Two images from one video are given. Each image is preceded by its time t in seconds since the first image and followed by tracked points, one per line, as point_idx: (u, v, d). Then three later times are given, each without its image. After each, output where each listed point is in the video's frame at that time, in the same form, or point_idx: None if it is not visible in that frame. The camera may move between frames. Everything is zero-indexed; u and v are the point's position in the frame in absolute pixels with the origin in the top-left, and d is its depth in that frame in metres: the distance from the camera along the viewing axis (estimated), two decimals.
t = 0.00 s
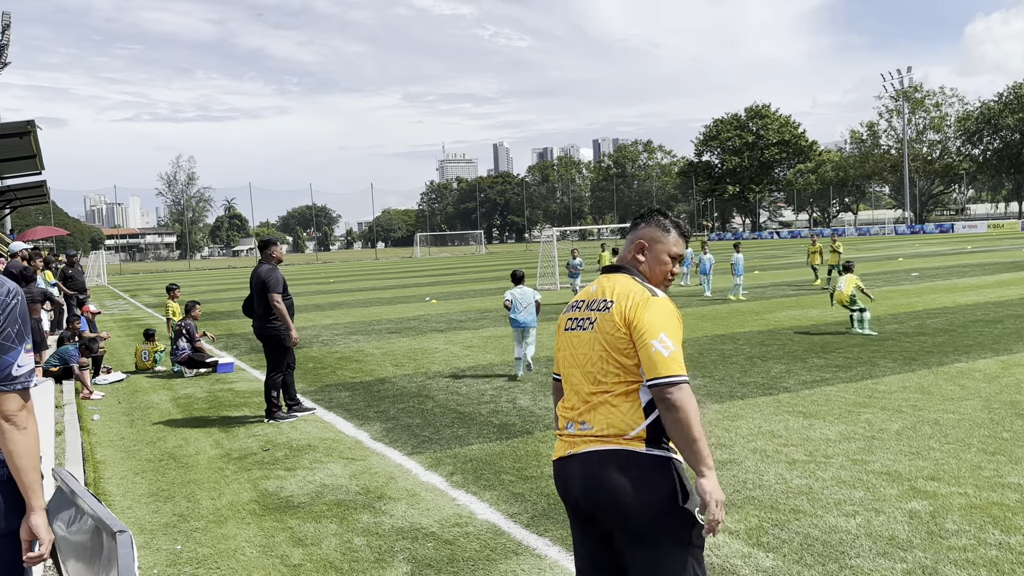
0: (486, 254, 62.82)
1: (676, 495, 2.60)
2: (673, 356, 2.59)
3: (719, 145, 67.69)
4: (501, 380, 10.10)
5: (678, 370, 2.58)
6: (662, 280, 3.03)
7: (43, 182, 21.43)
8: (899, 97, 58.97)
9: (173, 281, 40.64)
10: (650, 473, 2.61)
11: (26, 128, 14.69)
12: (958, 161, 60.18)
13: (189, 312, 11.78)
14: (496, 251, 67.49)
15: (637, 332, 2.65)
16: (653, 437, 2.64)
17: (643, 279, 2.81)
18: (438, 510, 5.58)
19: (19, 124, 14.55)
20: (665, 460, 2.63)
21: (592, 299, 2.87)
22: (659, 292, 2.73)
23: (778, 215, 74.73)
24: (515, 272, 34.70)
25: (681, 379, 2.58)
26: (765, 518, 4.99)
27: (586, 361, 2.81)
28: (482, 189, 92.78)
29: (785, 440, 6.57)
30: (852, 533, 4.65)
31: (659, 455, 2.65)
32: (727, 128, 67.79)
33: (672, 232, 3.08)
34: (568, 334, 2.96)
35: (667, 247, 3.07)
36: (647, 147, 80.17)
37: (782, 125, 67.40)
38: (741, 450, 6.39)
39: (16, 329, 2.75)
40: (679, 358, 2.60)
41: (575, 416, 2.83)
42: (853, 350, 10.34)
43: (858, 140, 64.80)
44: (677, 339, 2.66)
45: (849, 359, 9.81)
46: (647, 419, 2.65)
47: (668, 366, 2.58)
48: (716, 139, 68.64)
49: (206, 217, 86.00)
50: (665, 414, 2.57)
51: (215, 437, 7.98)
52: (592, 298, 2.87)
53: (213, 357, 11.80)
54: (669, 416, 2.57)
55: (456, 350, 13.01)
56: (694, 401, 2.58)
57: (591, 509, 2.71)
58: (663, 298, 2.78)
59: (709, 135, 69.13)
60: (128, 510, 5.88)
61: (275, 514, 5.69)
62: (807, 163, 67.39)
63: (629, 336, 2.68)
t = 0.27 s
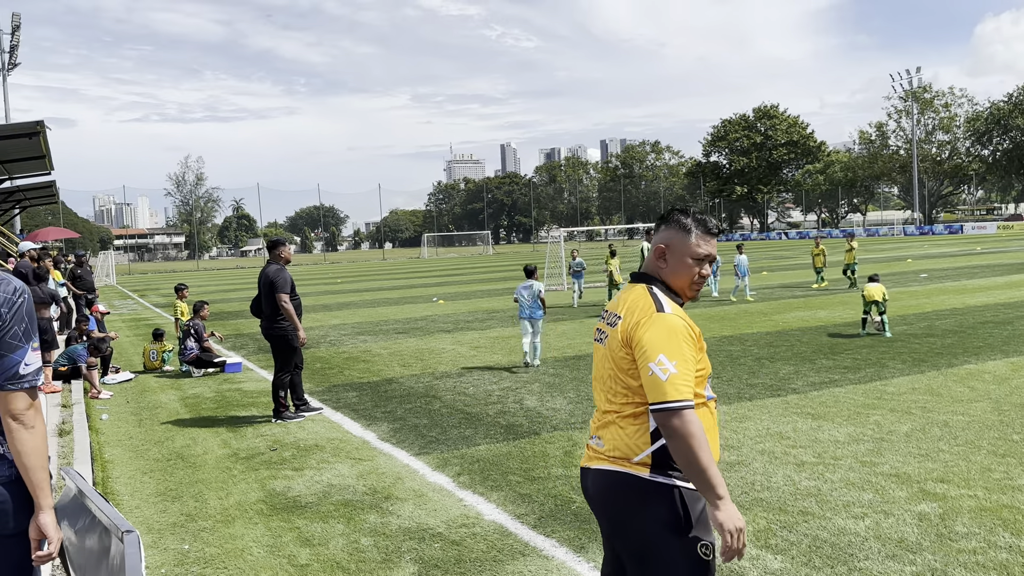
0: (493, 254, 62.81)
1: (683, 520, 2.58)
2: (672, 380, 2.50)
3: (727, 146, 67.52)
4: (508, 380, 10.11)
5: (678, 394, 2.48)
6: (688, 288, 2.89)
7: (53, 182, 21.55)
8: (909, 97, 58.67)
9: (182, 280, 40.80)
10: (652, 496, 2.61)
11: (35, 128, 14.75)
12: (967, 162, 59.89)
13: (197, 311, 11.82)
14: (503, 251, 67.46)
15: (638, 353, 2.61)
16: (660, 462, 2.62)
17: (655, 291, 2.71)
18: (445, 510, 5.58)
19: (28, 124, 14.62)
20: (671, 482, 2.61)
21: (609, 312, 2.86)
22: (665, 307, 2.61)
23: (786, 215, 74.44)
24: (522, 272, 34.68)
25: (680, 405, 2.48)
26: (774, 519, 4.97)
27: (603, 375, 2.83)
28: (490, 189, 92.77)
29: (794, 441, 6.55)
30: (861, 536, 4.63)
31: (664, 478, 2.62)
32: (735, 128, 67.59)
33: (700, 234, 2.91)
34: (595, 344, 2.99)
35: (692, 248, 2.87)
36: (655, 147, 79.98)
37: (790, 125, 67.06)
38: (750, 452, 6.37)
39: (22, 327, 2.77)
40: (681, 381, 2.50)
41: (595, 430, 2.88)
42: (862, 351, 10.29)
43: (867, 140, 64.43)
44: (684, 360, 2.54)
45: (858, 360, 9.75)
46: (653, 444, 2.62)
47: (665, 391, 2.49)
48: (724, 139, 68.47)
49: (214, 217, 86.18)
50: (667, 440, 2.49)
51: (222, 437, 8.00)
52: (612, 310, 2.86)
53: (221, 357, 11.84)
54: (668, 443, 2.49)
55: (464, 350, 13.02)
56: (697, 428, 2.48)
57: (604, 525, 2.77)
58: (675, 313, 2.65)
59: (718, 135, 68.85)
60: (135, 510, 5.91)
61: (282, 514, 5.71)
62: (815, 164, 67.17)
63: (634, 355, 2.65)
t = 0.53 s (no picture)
0: (497, 254, 62.91)
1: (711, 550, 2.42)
2: (688, 407, 2.26)
3: (731, 146, 67.54)
4: (512, 380, 10.10)
5: (694, 423, 2.25)
6: (730, 297, 2.64)
7: (58, 182, 21.63)
8: (913, 96, 58.53)
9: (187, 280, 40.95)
10: (677, 524, 2.46)
11: (40, 128, 14.82)
12: (972, 161, 59.71)
13: (201, 311, 11.85)
14: (507, 251, 67.57)
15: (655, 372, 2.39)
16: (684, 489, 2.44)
17: (683, 302, 2.44)
18: (448, 510, 5.58)
19: (33, 124, 14.68)
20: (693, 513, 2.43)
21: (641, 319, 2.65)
22: (687, 322, 2.35)
23: (790, 215, 74.33)
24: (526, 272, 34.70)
25: (697, 434, 2.25)
26: (777, 520, 4.97)
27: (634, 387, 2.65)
28: (494, 189, 92.84)
29: (798, 441, 6.55)
30: (865, 536, 4.62)
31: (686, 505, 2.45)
32: (739, 128, 67.58)
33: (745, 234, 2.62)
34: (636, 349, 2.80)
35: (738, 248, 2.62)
36: (659, 147, 79.95)
37: (795, 125, 66.94)
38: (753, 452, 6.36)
39: (26, 325, 2.79)
40: (701, 408, 2.26)
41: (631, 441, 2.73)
42: (867, 352, 10.27)
43: (872, 140, 64.32)
44: (704, 386, 2.28)
45: (862, 361, 9.74)
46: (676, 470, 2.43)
47: (681, 418, 2.27)
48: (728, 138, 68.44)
49: (219, 217, 86.50)
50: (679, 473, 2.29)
51: (226, 436, 8.03)
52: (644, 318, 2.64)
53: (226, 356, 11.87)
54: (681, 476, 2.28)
55: (467, 349, 13.03)
56: (713, 463, 2.24)
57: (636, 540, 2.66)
58: (702, 328, 2.37)
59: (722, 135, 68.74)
60: (140, 509, 5.92)
61: (286, 513, 5.71)
62: (820, 163, 67.11)
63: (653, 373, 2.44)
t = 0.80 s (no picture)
0: (499, 253, 62.90)
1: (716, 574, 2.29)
2: (702, 416, 2.10)
3: (732, 145, 67.61)
4: (513, 379, 10.10)
5: (708, 431, 2.08)
6: (775, 294, 2.38)
7: (59, 181, 21.64)
8: (915, 95, 58.48)
9: (187, 279, 40.94)
10: (688, 539, 2.33)
11: (40, 127, 14.81)
12: (974, 160, 59.69)
13: (202, 310, 11.85)
14: (508, 250, 67.57)
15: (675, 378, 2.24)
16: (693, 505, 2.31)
17: (710, 305, 2.29)
18: (449, 509, 5.59)
19: (34, 123, 14.67)
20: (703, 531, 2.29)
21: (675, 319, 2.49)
22: (707, 325, 2.19)
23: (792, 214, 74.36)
24: (527, 271, 34.69)
25: (710, 444, 2.08)
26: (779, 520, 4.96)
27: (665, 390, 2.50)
28: (495, 188, 92.85)
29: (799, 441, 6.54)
30: (867, 536, 4.62)
31: (695, 523, 2.31)
32: (740, 127, 67.60)
33: (789, 223, 2.39)
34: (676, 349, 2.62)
35: (781, 238, 2.36)
36: (660, 146, 79.90)
37: (796, 124, 66.89)
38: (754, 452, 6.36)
39: (25, 324, 2.78)
40: (715, 417, 2.09)
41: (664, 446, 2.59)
42: (868, 351, 10.26)
43: (873, 139, 64.27)
44: (724, 394, 2.11)
45: (864, 360, 9.73)
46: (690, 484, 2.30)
47: (693, 426, 2.12)
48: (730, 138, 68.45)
49: (220, 216, 86.54)
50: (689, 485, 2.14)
51: (227, 435, 8.03)
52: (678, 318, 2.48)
53: (227, 355, 11.87)
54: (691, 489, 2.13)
55: (468, 348, 13.03)
56: (725, 479, 2.06)
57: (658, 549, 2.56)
58: (726, 331, 2.20)
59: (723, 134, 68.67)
60: (141, 508, 5.93)
61: (287, 512, 5.71)
62: (821, 163, 67.19)
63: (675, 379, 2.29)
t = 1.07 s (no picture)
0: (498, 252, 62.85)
1: None
2: (728, 430, 2.03)
3: (731, 144, 67.73)
4: (512, 378, 10.09)
5: (733, 448, 2.00)
6: (852, 307, 2.15)
7: (58, 181, 21.62)
8: (914, 94, 58.52)
9: (186, 279, 40.94)
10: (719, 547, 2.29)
11: (39, 126, 14.80)
12: (973, 159, 59.71)
13: (202, 308, 11.84)
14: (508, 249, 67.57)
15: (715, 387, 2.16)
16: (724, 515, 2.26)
17: (767, 316, 2.15)
18: (448, 508, 5.59)
19: (32, 122, 14.66)
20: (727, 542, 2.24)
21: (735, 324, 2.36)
22: (752, 336, 2.07)
23: (791, 213, 74.37)
24: (527, 270, 34.68)
25: (733, 460, 2.00)
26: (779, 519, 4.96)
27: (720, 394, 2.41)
28: (494, 187, 92.80)
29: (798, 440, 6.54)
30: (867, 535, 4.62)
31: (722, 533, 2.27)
32: (740, 126, 67.67)
33: (869, 228, 2.16)
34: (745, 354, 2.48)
35: (858, 247, 2.13)
36: (660, 145, 79.91)
37: (796, 123, 66.92)
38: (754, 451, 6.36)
39: (22, 322, 2.77)
40: (744, 434, 2.01)
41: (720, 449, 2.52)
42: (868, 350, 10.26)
43: (872, 138, 64.27)
44: (756, 412, 2.01)
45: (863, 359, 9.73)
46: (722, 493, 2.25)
47: (721, 438, 2.05)
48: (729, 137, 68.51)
49: (219, 215, 86.51)
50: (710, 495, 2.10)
51: (226, 434, 8.02)
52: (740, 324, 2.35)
53: (226, 354, 11.86)
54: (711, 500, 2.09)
55: (467, 348, 13.02)
56: (737, 499, 1.99)
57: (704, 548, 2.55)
58: (771, 345, 2.07)
59: (723, 133, 68.66)
60: (140, 507, 5.92)
61: (287, 511, 5.71)
62: (820, 162, 67.34)
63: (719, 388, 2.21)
